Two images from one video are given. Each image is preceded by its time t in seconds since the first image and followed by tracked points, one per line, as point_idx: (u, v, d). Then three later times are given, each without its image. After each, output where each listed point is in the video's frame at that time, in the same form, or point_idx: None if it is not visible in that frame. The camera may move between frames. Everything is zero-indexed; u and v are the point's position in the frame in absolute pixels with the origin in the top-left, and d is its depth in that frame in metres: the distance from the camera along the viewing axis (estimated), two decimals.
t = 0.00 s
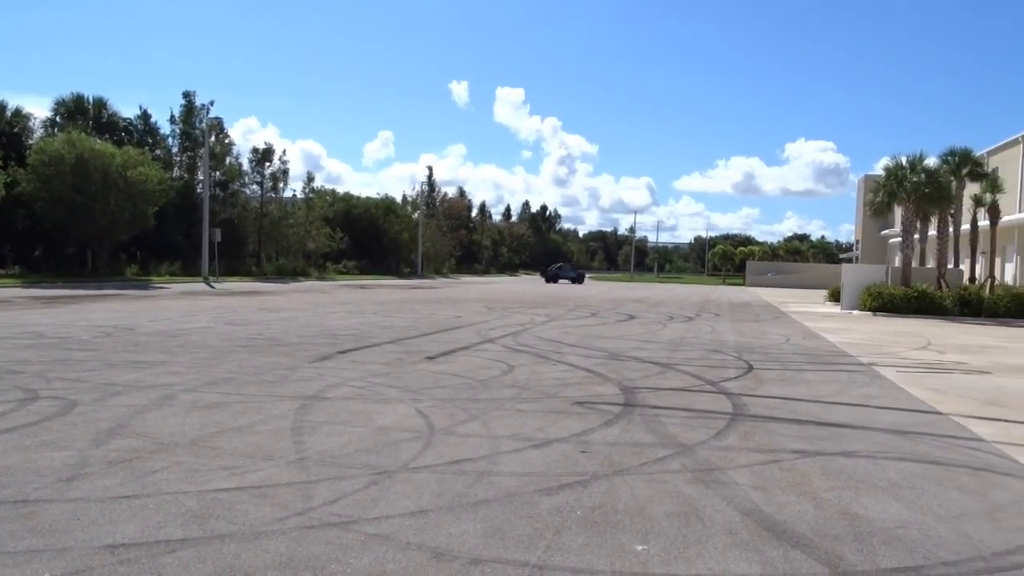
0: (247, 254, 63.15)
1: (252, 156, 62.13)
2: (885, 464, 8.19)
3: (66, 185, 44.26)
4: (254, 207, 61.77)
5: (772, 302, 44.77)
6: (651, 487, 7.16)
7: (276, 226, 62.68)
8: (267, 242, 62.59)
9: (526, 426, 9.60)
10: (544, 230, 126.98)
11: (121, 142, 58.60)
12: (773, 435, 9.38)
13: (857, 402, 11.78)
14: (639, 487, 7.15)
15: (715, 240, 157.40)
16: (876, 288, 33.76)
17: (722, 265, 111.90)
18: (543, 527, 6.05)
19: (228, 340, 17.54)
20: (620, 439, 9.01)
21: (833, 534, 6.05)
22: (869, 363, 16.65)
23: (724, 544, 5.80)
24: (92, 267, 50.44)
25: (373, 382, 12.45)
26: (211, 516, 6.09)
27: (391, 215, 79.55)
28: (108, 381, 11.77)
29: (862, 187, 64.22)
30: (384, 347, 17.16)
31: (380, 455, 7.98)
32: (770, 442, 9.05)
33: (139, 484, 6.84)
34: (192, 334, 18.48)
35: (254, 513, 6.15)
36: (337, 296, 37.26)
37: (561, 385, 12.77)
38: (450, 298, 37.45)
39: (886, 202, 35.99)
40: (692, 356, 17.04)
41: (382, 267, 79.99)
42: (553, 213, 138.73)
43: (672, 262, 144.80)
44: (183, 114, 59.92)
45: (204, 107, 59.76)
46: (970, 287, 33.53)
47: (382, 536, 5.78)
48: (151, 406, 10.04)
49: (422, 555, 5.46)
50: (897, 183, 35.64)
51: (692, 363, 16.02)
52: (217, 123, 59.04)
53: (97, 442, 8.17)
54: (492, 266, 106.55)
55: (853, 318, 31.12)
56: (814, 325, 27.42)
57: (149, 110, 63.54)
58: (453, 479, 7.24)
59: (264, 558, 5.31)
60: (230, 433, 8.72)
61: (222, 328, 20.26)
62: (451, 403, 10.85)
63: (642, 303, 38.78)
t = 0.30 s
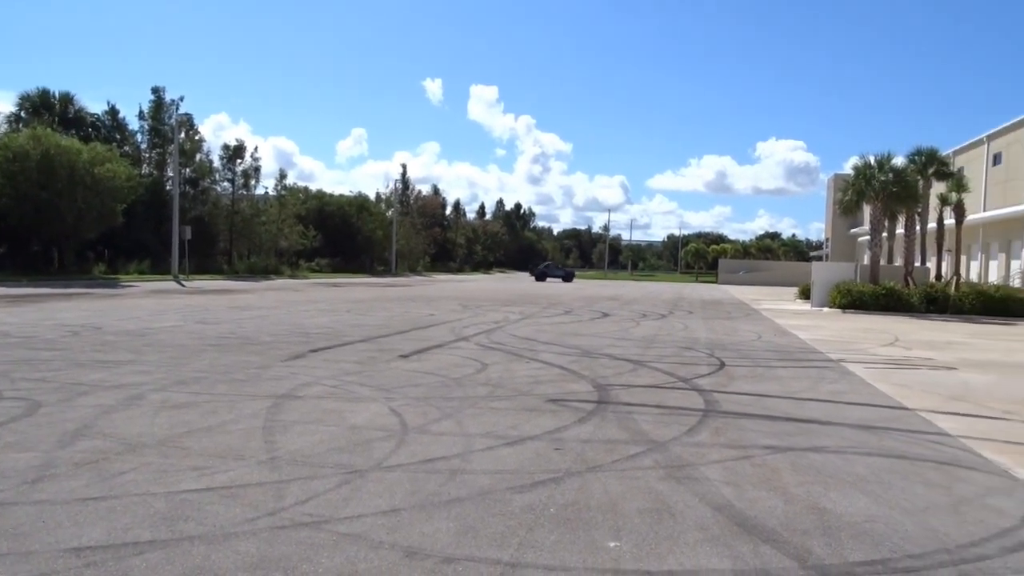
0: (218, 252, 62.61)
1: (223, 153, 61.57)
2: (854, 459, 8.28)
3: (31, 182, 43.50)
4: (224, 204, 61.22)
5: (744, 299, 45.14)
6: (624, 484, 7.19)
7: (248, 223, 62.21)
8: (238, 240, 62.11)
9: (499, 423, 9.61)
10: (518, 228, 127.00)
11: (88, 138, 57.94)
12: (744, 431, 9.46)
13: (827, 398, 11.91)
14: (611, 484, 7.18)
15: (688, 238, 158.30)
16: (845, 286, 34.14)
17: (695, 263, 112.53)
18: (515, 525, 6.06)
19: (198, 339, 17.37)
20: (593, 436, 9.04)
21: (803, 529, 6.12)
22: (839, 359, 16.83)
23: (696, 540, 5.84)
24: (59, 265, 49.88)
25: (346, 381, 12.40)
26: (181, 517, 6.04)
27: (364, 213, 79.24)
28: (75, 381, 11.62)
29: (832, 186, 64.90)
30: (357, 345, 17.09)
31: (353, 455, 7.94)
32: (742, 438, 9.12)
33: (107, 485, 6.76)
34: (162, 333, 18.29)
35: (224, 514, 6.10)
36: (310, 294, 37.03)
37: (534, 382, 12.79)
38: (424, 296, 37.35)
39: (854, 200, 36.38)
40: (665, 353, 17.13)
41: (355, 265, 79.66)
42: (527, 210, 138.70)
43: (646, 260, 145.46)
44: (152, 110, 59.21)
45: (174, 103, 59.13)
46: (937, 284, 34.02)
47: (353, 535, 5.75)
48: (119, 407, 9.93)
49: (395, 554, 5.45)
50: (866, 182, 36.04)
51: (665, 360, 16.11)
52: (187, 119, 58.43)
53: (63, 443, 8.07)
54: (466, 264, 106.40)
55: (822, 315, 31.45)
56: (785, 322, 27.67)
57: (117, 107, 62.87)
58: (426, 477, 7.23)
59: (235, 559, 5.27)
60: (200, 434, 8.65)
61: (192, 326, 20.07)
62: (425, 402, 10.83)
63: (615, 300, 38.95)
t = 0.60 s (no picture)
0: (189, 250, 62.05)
1: (194, 149, 61.03)
2: (824, 455, 8.36)
3: None
4: (196, 201, 60.71)
5: (717, 297, 45.42)
6: (597, 481, 7.22)
7: (220, 220, 61.77)
8: (210, 237, 61.64)
9: (473, 421, 9.61)
10: (494, 226, 126.95)
11: (55, 133, 57.29)
12: (717, 428, 9.52)
13: (797, 395, 12.04)
14: (585, 481, 7.21)
15: (663, 236, 159.04)
16: (816, 283, 34.48)
17: (669, 261, 113.10)
18: (489, 523, 6.05)
19: (170, 338, 17.20)
20: (567, 433, 9.06)
21: (774, 524, 6.17)
22: (810, 356, 16.99)
23: (669, 536, 5.88)
24: (26, 263, 49.24)
25: (319, 379, 12.33)
26: (151, 518, 5.98)
27: (338, 210, 78.88)
28: (43, 381, 11.46)
29: (804, 184, 65.51)
30: (330, 343, 17.01)
31: (326, 454, 7.90)
32: (715, 434, 9.18)
33: (74, 486, 6.68)
34: (133, 332, 18.09)
35: (195, 514, 6.05)
36: (283, 293, 36.80)
37: (509, 380, 12.79)
38: (398, 295, 37.23)
39: (825, 199, 36.73)
40: (638, 351, 17.21)
41: (329, 263, 79.31)
42: (502, 208, 138.66)
43: (620, 258, 146.00)
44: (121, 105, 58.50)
45: (144, 98, 58.47)
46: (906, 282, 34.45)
47: (327, 535, 5.72)
48: (88, 406, 9.80)
49: (368, 553, 5.43)
50: (837, 181, 36.40)
51: (639, 357, 16.19)
52: (158, 115, 57.79)
53: (29, 444, 7.96)
54: (441, 262, 106.14)
55: (793, 312, 31.74)
56: (757, 319, 27.92)
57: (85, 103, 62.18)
58: (399, 476, 7.21)
59: (206, 560, 5.24)
60: (171, 434, 8.57)
61: (164, 325, 19.87)
62: (398, 400, 10.81)
63: (590, 298, 39.05)
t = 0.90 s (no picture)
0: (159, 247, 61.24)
1: (165, 146, 60.32)
2: (794, 453, 8.45)
3: None
4: (167, 198, 60.03)
5: (690, 296, 45.68)
6: (570, 479, 7.24)
7: (191, 218, 61.17)
8: (181, 234, 60.97)
9: (447, 420, 9.59)
10: (468, 224, 126.71)
11: (22, 129, 56.37)
12: (690, 426, 9.58)
13: (769, 393, 12.14)
14: (558, 479, 7.22)
15: (636, 235, 159.67)
16: (788, 283, 34.78)
17: (643, 260, 113.55)
18: (462, 522, 6.05)
19: (140, 337, 16.99)
20: (541, 432, 9.08)
21: (745, 521, 6.22)
22: (781, 355, 17.14)
23: (641, 533, 5.91)
24: None
25: (292, 378, 12.24)
26: (119, 518, 5.91)
27: (312, 208, 78.45)
28: (9, 380, 11.28)
29: (776, 185, 66.09)
30: (303, 342, 16.90)
31: (298, 453, 7.85)
32: (687, 433, 9.24)
33: (41, 487, 6.59)
34: (101, 330, 17.84)
35: (165, 515, 5.99)
36: (256, 291, 36.48)
37: (483, 379, 12.79)
38: (372, 293, 37.07)
39: (797, 199, 37.08)
40: (612, 349, 17.25)
41: (302, 261, 78.79)
42: (477, 207, 138.45)
43: (594, 257, 146.42)
44: (90, 101, 57.71)
45: (114, 94, 57.73)
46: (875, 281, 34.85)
47: (298, 535, 5.69)
48: (56, 406, 9.67)
49: (340, 553, 5.40)
50: (808, 181, 36.76)
51: (612, 356, 16.24)
52: (128, 110, 57.07)
53: None
54: (415, 260, 105.80)
55: (765, 311, 32.01)
56: (730, 318, 28.13)
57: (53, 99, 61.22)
58: (372, 475, 7.18)
59: (176, 560, 5.19)
60: (141, 433, 8.49)
61: (133, 323, 19.62)
62: (372, 399, 10.76)
63: (564, 296, 39.09)
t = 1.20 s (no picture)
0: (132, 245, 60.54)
1: (138, 143, 59.66)
2: (769, 452, 8.50)
3: None
4: (141, 196, 59.42)
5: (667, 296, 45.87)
6: (547, 479, 7.25)
7: (165, 216, 60.61)
8: (155, 233, 60.33)
9: (423, 420, 9.56)
10: (445, 223, 126.44)
11: None
12: (665, 426, 9.62)
13: (744, 393, 12.22)
14: (534, 479, 7.23)
15: (613, 235, 160.12)
16: (763, 283, 35.01)
17: (620, 260, 113.90)
18: (438, 522, 6.03)
19: (112, 335, 16.79)
20: (517, 432, 9.08)
21: (719, 520, 6.25)
22: (756, 354, 17.25)
23: (616, 533, 5.92)
24: None
25: (267, 378, 12.16)
26: (90, 519, 5.85)
27: (287, 206, 78.04)
28: None
29: (752, 185, 66.53)
30: (278, 342, 16.78)
31: (273, 453, 7.80)
32: (663, 432, 9.27)
33: (10, 488, 6.49)
34: (74, 329, 17.62)
35: (138, 515, 5.93)
36: (231, 289, 36.22)
37: (459, 378, 12.76)
38: (349, 292, 36.90)
39: (772, 200, 37.34)
40: (588, 349, 17.28)
41: (278, 260, 78.29)
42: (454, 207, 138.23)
43: (571, 257, 146.64)
44: (63, 97, 57.02)
45: (87, 91, 57.07)
46: (849, 281, 35.18)
47: (273, 535, 5.65)
48: (27, 405, 9.53)
49: (314, 553, 5.37)
50: (783, 182, 37.04)
51: (589, 355, 16.26)
52: (101, 107, 56.42)
53: None
54: (392, 260, 105.44)
55: (741, 311, 32.20)
56: (706, 318, 28.26)
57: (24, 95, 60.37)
58: (348, 475, 7.15)
59: (148, 562, 5.13)
60: (114, 433, 8.39)
61: (106, 322, 19.37)
62: (348, 399, 10.71)
63: (541, 296, 39.09)
